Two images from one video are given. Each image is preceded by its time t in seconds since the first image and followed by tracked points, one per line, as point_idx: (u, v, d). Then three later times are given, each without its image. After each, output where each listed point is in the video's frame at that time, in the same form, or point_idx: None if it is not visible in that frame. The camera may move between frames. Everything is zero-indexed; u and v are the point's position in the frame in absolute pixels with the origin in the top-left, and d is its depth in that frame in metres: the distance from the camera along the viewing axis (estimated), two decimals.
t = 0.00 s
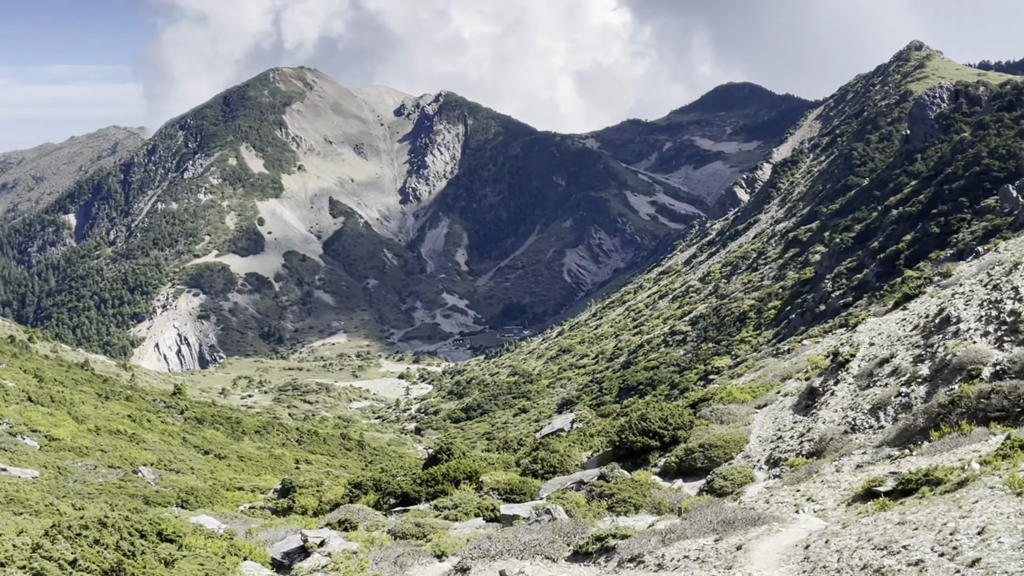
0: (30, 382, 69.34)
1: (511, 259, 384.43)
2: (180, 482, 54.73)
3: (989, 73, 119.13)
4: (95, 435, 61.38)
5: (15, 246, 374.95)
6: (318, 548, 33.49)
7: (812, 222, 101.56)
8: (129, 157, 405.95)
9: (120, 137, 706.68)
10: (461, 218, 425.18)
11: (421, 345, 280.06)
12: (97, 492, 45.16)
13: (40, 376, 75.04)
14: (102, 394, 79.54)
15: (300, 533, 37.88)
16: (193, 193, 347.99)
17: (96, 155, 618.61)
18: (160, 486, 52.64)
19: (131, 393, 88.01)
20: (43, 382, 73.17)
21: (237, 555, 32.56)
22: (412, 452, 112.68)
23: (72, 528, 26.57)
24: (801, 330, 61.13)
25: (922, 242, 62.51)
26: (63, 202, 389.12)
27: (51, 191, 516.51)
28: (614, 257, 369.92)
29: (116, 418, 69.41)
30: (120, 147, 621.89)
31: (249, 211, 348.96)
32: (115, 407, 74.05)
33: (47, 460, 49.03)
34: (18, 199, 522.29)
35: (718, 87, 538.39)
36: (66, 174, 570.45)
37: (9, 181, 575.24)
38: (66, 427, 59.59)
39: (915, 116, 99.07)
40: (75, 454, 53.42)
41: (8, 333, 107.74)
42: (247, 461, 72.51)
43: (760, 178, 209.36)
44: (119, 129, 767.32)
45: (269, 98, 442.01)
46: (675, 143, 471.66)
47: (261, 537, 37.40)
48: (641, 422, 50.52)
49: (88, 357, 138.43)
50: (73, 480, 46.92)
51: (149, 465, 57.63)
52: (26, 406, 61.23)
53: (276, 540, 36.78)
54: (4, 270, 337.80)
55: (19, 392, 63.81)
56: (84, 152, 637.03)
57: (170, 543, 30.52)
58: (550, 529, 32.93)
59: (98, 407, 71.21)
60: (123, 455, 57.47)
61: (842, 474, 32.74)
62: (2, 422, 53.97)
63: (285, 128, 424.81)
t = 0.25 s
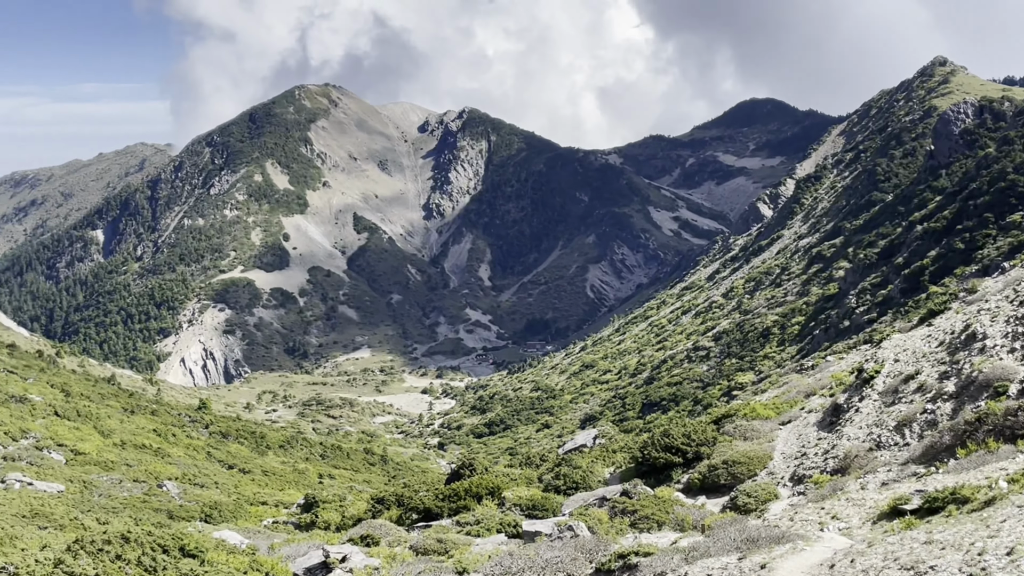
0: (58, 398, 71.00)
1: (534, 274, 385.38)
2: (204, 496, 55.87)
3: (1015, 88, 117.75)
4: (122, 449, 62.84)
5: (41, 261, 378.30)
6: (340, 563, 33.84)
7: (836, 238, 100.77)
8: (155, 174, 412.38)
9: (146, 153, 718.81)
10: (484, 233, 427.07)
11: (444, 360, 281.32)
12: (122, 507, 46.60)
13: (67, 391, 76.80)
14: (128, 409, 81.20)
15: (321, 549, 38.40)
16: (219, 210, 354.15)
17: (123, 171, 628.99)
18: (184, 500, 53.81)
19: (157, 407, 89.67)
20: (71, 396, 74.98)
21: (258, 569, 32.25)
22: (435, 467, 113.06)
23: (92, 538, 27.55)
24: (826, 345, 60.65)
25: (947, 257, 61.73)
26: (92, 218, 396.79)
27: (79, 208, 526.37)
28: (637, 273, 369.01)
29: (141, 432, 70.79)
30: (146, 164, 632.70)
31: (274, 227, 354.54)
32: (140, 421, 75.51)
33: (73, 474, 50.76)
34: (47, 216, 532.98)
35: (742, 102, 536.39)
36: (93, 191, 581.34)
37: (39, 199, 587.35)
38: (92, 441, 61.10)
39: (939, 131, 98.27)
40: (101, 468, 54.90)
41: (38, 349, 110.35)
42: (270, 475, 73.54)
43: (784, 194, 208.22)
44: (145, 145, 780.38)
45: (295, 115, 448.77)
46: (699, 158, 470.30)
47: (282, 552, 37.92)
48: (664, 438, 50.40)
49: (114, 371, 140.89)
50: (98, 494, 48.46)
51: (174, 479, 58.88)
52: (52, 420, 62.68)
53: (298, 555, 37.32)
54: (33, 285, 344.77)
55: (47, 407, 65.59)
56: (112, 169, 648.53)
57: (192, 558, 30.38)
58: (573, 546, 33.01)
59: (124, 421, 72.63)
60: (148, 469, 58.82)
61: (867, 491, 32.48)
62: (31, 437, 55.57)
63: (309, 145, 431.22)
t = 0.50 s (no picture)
0: (83, 415, 72.48)
1: (559, 292, 385.36)
2: (227, 514, 56.79)
3: None
4: (145, 466, 64.00)
5: (67, 278, 384.31)
6: None
7: (863, 255, 99.72)
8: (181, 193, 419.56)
9: (173, 171, 730.58)
10: (508, 250, 428.21)
11: (468, 378, 281.39)
12: (144, 524, 47.69)
13: (91, 408, 78.35)
14: (152, 426, 82.59)
15: (341, 567, 38.70)
16: (244, 228, 359.70)
17: (149, 189, 639.05)
18: (207, 518, 54.82)
19: (181, 425, 91.08)
20: (96, 414, 76.48)
21: None
22: (459, 486, 113.03)
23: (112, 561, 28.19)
24: (854, 364, 59.94)
25: (977, 274, 60.82)
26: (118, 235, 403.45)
27: (105, 225, 534.81)
28: (662, 290, 367.29)
29: (164, 449, 72.02)
30: (172, 182, 642.74)
31: (299, 244, 359.20)
32: (164, 439, 76.86)
33: (97, 491, 52.05)
34: (74, 233, 542.22)
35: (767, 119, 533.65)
36: (120, 209, 591.52)
37: (67, 216, 598.08)
38: (115, 458, 62.31)
39: (967, 148, 97.26)
40: (124, 486, 56.12)
41: (65, 366, 112.86)
42: (293, 493, 74.26)
43: (811, 211, 206.44)
44: (172, 163, 793.42)
45: (319, 133, 454.93)
46: (724, 175, 468.33)
47: (304, 571, 38.29)
48: (690, 457, 50.01)
49: (139, 387, 143.09)
50: (121, 512, 49.72)
51: (197, 497, 59.84)
52: (76, 437, 63.97)
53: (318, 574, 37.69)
54: (61, 302, 351.75)
55: (72, 423, 66.99)
56: (138, 187, 658.97)
57: None
58: (597, 566, 32.94)
59: (148, 439, 73.98)
60: (171, 486, 59.93)
61: (898, 511, 32.04)
62: (56, 454, 56.97)
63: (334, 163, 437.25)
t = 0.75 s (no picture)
0: (109, 426, 74.32)
1: (582, 304, 384.77)
2: (251, 525, 58.00)
3: None
4: (170, 477, 65.50)
5: (96, 291, 392.09)
6: None
7: (888, 267, 98.77)
8: (209, 206, 427.07)
9: (200, 184, 742.36)
10: (531, 262, 428.90)
11: (491, 390, 281.38)
12: (168, 535, 49.11)
13: (118, 420, 80.27)
14: (178, 437, 84.62)
15: None
16: (270, 241, 365.33)
17: (176, 202, 649.63)
18: (231, 529, 56.13)
19: (207, 436, 93.00)
20: (122, 425, 78.41)
21: None
22: (482, 498, 113.41)
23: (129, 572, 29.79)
24: (879, 377, 59.44)
25: (1004, 286, 59.96)
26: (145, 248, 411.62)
27: (134, 238, 545.53)
28: (687, 302, 365.27)
29: (189, 461, 73.59)
30: (198, 195, 652.92)
31: (324, 256, 363.56)
32: (190, 450, 78.75)
33: (122, 502, 53.54)
34: (101, 246, 552.28)
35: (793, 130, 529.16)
36: (146, 222, 602.20)
37: (95, 229, 609.46)
38: (141, 469, 63.86)
39: (994, 159, 96.04)
40: (150, 497, 57.44)
41: (93, 378, 116.01)
42: (316, 504, 75.33)
43: (835, 223, 204.71)
44: (199, 175, 805.99)
45: (344, 146, 460.63)
46: (748, 187, 463.92)
47: None
48: (713, 470, 49.97)
49: (166, 400, 145.82)
50: (146, 523, 51.24)
51: (222, 508, 61.18)
52: (102, 447, 65.75)
53: None
54: (87, 315, 358.94)
55: (98, 435, 68.72)
56: (164, 200, 669.95)
57: None
58: None
59: (173, 450, 75.72)
60: (196, 498, 61.32)
61: (923, 526, 31.83)
62: (83, 465, 58.75)
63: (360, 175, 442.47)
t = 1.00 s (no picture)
0: (137, 438, 76.17)
1: (609, 317, 383.45)
2: (276, 537, 59.17)
3: None
4: (197, 489, 66.88)
5: (126, 303, 400.26)
6: None
7: (917, 280, 97.62)
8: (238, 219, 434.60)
9: (228, 198, 754.75)
10: (557, 275, 428.82)
11: (517, 404, 280.99)
12: (194, 547, 50.77)
13: (146, 432, 82.32)
14: (206, 449, 86.49)
15: None
16: (298, 254, 370.72)
17: (206, 216, 661.50)
18: (257, 541, 57.38)
19: (233, 449, 94.76)
20: (150, 437, 80.22)
21: None
22: (508, 511, 113.58)
23: None
24: (908, 391, 58.87)
25: None
26: (175, 262, 420.20)
27: (164, 252, 556.48)
28: (714, 316, 362.50)
29: (216, 473, 75.15)
30: (227, 210, 663.38)
31: (351, 269, 367.35)
32: (218, 462, 80.47)
33: (149, 514, 55.07)
34: (132, 260, 562.82)
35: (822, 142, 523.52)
36: (176, 236, 613.21)
37: (127, 242, 622.38)
38: (168, 480, 65.33)
39: None
40: (177, 508, 58.82)
41: (122, 390, 118.86)
42: (341, 517, 76.26)
43: (864, 236, 202.43)
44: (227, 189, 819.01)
45: (371, 160, 466.08)
46: (775, 200, 458.93)
47: None
48: (740, 484, 49.80)
49: (194, 412, 148.38)
50: (173, 534, 52.73)
51: (248, 520, 62.45)
52: (130, 459, 67.49)
53: None
54: (117, 329, 366.41)
55: (126, 446, 70.51)
56: (194, 214, 681.67)
57: None
58: None
59: (200, 462, 77.30)
60: (222, 510, 62.51)
61: (953, 541, 31.73)
62: (111, 476, 60.30)
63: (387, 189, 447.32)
